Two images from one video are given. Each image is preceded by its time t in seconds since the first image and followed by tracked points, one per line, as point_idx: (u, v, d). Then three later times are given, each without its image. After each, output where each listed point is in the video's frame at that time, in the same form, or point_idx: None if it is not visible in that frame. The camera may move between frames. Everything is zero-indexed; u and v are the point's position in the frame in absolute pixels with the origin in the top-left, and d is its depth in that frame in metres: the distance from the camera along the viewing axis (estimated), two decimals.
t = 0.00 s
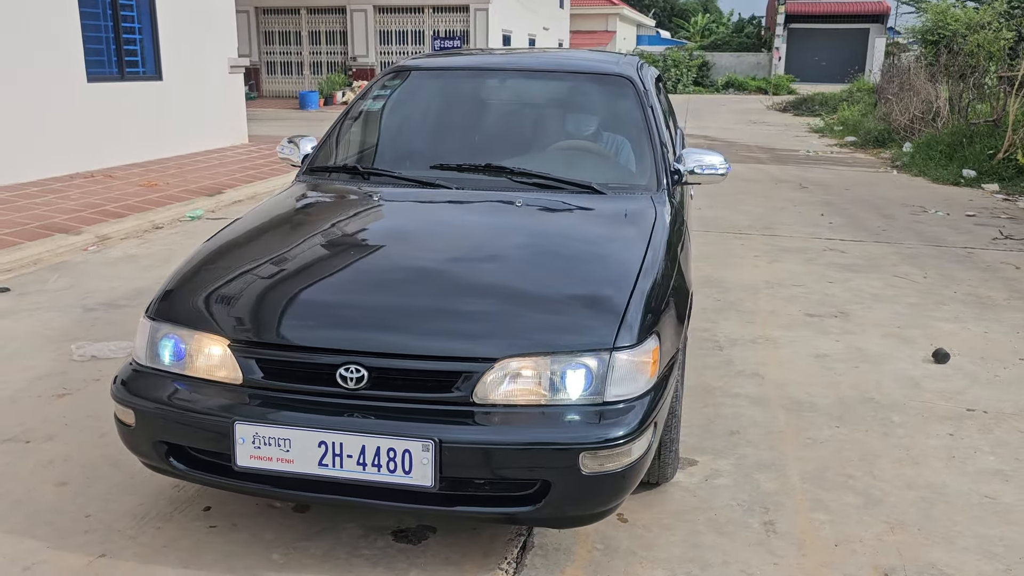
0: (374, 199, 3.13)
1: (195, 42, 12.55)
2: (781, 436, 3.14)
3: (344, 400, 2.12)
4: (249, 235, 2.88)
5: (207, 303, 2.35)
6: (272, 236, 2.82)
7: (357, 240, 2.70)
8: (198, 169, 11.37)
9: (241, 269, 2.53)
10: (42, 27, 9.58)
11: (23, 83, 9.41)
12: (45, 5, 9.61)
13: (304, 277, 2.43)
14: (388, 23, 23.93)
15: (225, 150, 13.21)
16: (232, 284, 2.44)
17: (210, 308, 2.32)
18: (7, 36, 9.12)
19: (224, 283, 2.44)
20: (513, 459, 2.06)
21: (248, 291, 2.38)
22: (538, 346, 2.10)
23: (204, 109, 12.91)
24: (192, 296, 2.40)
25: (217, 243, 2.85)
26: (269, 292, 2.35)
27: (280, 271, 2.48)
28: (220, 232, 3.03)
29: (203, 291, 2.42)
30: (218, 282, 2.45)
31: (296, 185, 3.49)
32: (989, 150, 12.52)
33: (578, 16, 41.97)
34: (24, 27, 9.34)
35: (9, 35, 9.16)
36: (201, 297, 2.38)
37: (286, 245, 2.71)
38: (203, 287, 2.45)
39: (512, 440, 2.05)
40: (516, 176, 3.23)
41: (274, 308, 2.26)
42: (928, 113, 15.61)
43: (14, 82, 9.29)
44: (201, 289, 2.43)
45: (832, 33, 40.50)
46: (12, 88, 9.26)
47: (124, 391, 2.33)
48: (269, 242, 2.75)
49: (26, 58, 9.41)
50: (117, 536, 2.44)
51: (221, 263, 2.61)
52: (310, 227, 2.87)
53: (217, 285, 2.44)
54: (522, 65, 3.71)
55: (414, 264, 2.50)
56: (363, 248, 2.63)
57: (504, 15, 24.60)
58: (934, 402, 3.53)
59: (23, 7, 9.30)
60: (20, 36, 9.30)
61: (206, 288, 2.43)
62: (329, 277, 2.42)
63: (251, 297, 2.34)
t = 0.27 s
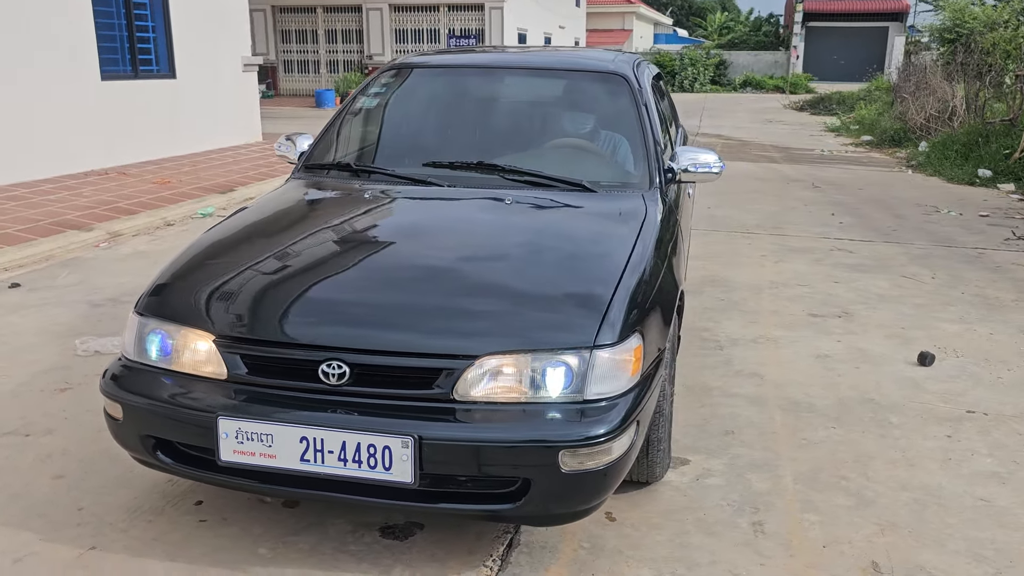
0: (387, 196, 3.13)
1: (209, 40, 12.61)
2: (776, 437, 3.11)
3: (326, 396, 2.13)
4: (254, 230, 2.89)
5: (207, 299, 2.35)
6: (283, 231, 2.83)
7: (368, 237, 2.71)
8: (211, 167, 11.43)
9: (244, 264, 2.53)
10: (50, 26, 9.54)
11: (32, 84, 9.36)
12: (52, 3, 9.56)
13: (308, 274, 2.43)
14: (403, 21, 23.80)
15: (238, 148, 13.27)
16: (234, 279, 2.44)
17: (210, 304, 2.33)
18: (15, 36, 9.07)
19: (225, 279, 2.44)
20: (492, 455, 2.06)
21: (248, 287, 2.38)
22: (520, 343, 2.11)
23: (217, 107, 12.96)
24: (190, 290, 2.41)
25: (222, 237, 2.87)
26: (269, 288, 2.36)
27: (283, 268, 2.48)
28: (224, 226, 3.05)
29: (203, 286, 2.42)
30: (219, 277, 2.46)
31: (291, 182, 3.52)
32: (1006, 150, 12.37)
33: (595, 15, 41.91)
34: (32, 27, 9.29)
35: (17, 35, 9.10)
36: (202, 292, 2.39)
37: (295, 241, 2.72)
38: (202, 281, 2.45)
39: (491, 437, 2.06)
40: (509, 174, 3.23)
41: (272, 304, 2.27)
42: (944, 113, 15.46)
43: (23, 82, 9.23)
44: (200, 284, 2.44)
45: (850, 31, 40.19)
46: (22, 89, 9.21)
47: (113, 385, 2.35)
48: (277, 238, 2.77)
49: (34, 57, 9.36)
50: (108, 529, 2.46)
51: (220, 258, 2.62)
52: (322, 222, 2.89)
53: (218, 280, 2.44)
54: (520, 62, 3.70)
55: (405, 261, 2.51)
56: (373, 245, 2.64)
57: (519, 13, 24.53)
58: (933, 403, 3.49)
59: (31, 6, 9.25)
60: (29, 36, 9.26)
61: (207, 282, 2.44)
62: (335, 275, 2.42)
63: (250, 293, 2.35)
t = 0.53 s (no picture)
0: (395, 192, 3.14)
1: (224, 38, 12.64)
2: (767, 436, 3.10)
3: (308, 390, 2.14)
4: (257, 224, 2.90)
5: (206, 292, 2.36)
6: (290, 225, 2.84)
7: (375, 233, 2.72)
8: (223, 164, 11.50)
9: (247, 259, 2.54)
10: (63, 26, 9.55)
11: (44, 83, 9.37)
12: (65, 3, 9.56)
13: (312, 270, 2.43)
14: (420, 19, 23.50)
15: (251, 145, 13.33)
16: (235, 274, 2.44)
17: (210, 297, 2.33)
18: (27, 35, 9.09)
19: (227, 273, 2.45)
20: (470, 450, 2.06)
21: (249, 281, 2.38)
22: (502, 339, 2.11)
23: (232, 105, 13.00)
24: (188, 284, 2.42)
25: (225, 231, 2.88)
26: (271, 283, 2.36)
27: (289, 263, 2.48)
28: (228, 220, 3.07)
29: (202, 280, 2.43)
30: (220, 271, 2.46)
31: (290, 177, 3.52)
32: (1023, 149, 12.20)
33: (611, 12, 41.69)
34: (45, 27, 9.30)
35: (29, 34, 9.11)
36: (203, 286, 2.39)
37: (301, 236, 2.72)
38: (201, 275, 2.46)
39: (471, 432, 2.06)
40: (503, 171, 3.23)
41: (270, 299, 2.27)
42: (961, 111, 15.27)
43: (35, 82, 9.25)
44: (199, 278, 2.44)
45: (869, 29, 39.80)
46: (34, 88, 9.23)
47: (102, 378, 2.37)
48: (283, 232, 2.78)
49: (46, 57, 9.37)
50: (97, 520, 2.49)
51: (220, 252, 2.62)
52: (331, 217, 2.90)
53: (220, 274, 2.44)
54: (518, 59, 3.69)
55: (399, 258, 2.51)
56: (381, 241, 2.65)
57: (535, 11, 24.38)
58: (929, 403, 3.46)
59: (43, 6, 9.26)
60: (42, 36, 9.27)
61: (208, 276, 2.44)
62: (339, 272, 2.41)
63: (250, 287, 2.35)
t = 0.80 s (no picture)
0: (404, 189, 3.15)
1: (238, 37, 12.67)
2: (764, 436, 3.09)
3: (299, 386, 2.16)
4: (265, 221, 2.91)
5: (209, 289, 2.37)
6: (300, 222, 2.86)
7: (385, 231, 2.73)
8: (235, 161, 11.56)
9: (254, 256, 2.55)
10: (76, 26, 9.58)
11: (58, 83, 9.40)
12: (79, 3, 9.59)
13: (319, 268, 2.44)
14: (435, 18, 23.01)
15: (264, 143, 13.39)
16: (240, 271, 2.45)
17: (213, 293, 2.34)
18: (41, 35, 9.11)
19: (232, 270, 2.46)
20: (456, 448, 2.07)
21: (254, 279, 2.39)
22: (491, 337, 2.12)
23: (246, 104, 13.03)
24: (191, 280, 2.43)
25: (232, 227, 2.89)
26: (277, 281, 2.37)
27: (298, 261, 2.49)
28: (235, 215, 3.09)
29: (206, 276, 2.44)
30: (224, 268, 2.47)
31: (292, 174, 3.53)
32: None
33: (627, 10, 41.48)
34: (59, 27, 9.33)
35: (43, 35, 9.13)
36: (206, 283, 2.41)
37: (311, 233, 2.73)
38: (205, 271, 2.47)
39: (458, 429, 2.07)
40: (501, 169, 3.23)
41: (273, 297, 2.28)
42: (979, 110, 15.09)
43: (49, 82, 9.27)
44: (202, 274, 2.45)
45: (887, 27, 39.40)
46: (47, 88, 9.26)
47: (99, 373, 2.40)
48: (292, 229, 2.79)
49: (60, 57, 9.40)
50: (93, 513, 2.53)
51: (225, 248, 2.64)
52: (342, 215, 2.91)
53: (224, 271, 2.46)
54: (520, 58, 3.69)
55: (400, 257, 2.51)
56: (390, 238, 2.65)
57: (551, 9, 24.25)
58: (931, 405, 3.44)
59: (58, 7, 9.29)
60: (55, 35, 9.30)
61: (212, 273, 2.45)
62: (347, 270, 2.41)
63: (255, 284, 2.36)
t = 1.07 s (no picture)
0: (414, 187, 3.13)
1: (254, 35, 12.71)
2: (769, 438, 3.06)
3: (295, 384, 2.15)
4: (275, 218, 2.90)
5: (215, 287, 2.35)
6: (311, 219, 2.84)
7: (396, 229, 2.71)
8: (250, 159, 11.62)
9: (263, 254, 2.53)
10: (92, 26, 9.65)
11: (73, 82, 9.46)
12: (93, 3, 9.63)
13: (331, 265, 2.42)
14: (453, 17, 22.85)
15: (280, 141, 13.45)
16: (248, 268, 2.44)
17: (219, 291, 2.33)
18: (57, 34, 9.16)
19: (240, 267, 2.44)
20: (450, 447, 2.06)
21: (263, 276, 2.37)
22: (487, 337, 2.10)
23: (263, 103, 13.08)
24: (198, 278, 2.41)
25: (240, 224, 2.88)
26: (287, 279, 2.35)
27: (310, 259, 2.47)
28: (245, 212, 3.07)
29: (212, 274, 2.43)
30: (230, 265, 2.46)
31: (298, 172, 3.53)
32: None
33: (646, 8, 41.35)
34: (75, 27, 9.39)
35: (58, 33, 9.17)
36: (213, 280, 2.39)
37: (322, 231, 2.72)
38: (211, 269, 2.45)
39: (452, 429, 2.05)
40: (505, 167, 3.22)
41: (282, 295, 2.26)
42: (999, 109, 14.90)
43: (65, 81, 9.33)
44: (208, 271, 2.44)
45: (909, 24, 39.01)
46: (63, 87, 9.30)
47: (99, 370, 2.40)
48: (303, 226, 2.78)
49: (76, 57, 9.46)
50: (94, 509, 2.54)
51: (231, 246, 2.62)
52: (353, 212, 2.90)
53: (232, 268, 2.44)
54: (529, 57, 3.67)
55: (411, 255, 2.49)
56: (402, 236, 2.63)
57: (568, 7, 24.17)
58: (941, 408, 3.39)
59: (73, 7, 9.35)
60: (72, 36, 9.36)
61: (218, 270, 2.44)
62: (358, 268, 2.39)
63: (264, 282, 2.34)
